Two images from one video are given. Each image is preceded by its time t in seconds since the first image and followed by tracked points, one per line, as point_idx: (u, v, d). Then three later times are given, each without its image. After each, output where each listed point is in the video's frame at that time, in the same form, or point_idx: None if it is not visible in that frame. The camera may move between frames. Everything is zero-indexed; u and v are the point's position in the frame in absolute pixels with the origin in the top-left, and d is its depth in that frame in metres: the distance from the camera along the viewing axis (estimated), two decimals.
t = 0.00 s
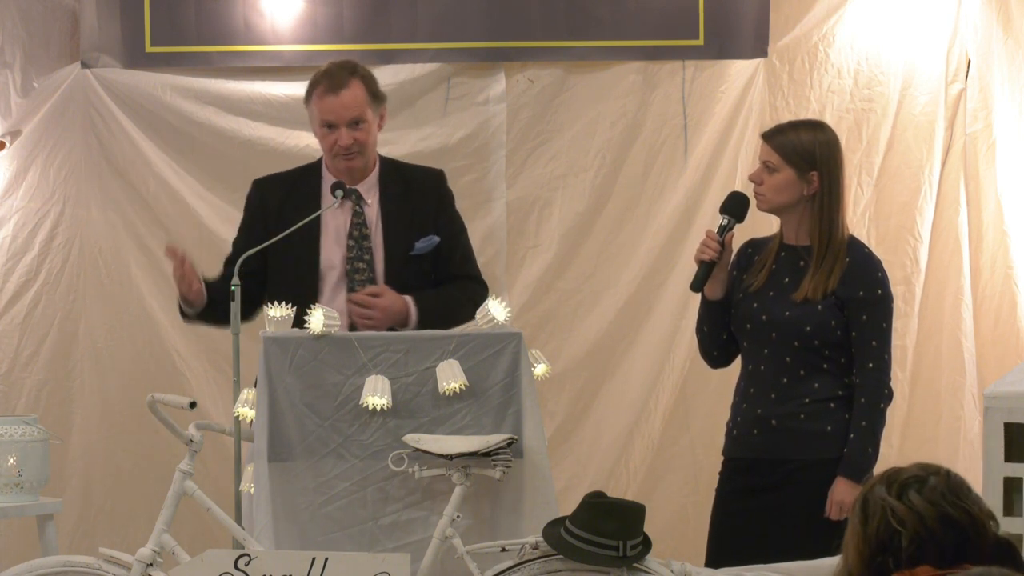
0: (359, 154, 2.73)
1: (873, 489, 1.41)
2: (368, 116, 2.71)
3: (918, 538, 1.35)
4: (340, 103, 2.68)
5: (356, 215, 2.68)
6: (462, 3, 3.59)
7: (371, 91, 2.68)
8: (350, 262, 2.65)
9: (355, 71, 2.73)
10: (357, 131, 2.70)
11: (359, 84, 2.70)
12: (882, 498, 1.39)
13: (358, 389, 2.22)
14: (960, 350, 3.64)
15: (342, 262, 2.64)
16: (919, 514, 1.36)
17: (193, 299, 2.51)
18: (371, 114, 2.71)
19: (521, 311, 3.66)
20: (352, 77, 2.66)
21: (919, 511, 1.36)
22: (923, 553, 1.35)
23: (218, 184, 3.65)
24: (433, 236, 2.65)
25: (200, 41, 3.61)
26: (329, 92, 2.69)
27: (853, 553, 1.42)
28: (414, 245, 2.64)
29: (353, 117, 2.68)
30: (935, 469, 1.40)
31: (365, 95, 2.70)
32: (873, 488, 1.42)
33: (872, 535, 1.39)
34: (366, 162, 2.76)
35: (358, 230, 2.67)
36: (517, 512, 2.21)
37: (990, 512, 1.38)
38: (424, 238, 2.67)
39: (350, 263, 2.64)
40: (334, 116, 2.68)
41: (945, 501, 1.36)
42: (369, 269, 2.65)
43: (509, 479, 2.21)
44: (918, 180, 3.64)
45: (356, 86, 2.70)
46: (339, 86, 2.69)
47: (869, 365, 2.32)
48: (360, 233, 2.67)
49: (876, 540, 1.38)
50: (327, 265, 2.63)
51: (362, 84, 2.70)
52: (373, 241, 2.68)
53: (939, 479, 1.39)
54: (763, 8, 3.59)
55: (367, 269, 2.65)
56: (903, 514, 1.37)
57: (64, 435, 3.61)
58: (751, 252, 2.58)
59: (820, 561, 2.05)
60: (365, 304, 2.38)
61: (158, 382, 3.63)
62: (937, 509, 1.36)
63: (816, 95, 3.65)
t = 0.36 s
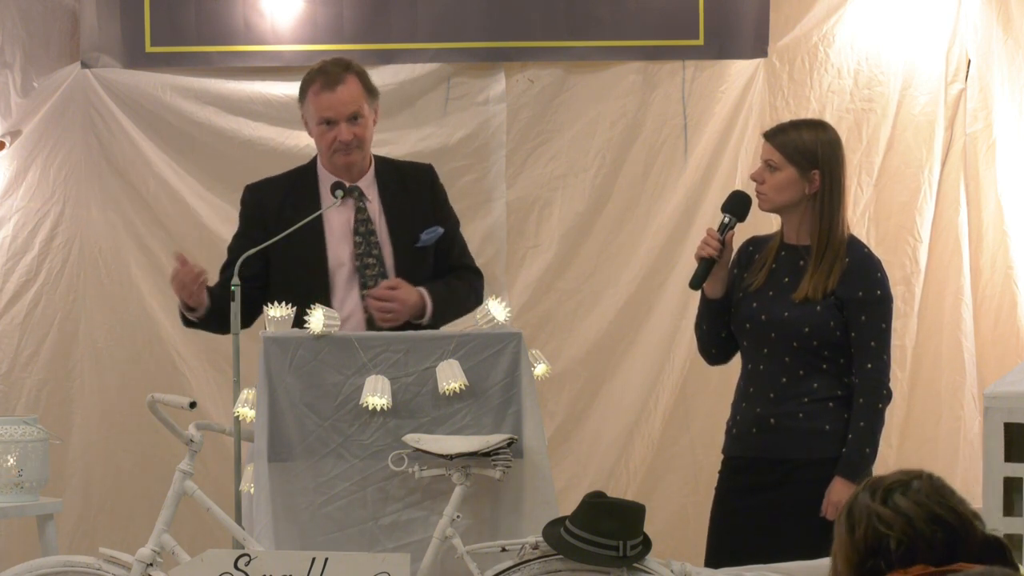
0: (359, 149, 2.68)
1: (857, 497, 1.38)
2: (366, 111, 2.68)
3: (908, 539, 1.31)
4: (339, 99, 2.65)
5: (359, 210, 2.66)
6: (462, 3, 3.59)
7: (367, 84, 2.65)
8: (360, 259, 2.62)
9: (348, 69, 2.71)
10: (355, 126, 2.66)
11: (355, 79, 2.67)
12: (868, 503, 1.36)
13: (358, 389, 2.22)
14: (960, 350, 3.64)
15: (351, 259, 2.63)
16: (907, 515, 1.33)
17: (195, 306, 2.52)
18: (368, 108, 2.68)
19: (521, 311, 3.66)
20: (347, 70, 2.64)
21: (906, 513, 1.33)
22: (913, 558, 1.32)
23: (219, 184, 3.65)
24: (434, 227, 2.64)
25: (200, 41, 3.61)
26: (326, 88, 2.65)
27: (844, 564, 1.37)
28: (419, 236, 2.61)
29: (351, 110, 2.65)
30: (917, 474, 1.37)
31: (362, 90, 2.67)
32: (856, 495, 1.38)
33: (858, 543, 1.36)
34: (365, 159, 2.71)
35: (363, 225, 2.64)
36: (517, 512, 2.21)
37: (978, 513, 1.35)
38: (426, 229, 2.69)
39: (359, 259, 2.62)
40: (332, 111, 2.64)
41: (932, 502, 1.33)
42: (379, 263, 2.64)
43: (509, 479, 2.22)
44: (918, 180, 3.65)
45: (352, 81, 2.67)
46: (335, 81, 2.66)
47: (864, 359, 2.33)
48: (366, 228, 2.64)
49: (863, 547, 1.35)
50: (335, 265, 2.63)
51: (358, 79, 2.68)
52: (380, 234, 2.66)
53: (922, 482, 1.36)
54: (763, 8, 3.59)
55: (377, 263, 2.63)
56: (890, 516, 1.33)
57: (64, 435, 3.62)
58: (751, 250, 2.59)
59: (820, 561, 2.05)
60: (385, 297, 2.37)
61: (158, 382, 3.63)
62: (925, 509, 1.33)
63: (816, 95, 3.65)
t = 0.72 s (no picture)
0: (366, 141, 2.77)
1: (848, 517, 1.38)
2: (373, 104, 2.74)
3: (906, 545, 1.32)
4: (346, 93, 2.71)
5: (365, 208, 2.77)
6: (462, 4, 3.60)
7: (375, 80, 2.72)
8: (367, 255, 2.72)
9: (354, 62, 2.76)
10: (363, 119, 2.74)
11: (361, 73, 2.73)
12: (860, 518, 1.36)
13: (358, 389, 2.22)
14: (960, 350, 3.65)
15: (356, 257, 2.72)
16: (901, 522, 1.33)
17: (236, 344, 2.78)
18: (375, 102, 2.75)
19: (521, 311, 3.66)
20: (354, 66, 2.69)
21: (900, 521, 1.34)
22: (910, 565, 1.31)
23: (218, 184, 3.65)
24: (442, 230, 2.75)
25: (199, 41, 3.61)
26: (333, 82, 2.71)
27: None
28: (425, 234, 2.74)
29: (359, 105, 2.72)
30: (905, 487, 1.39)
31: (369, 84, 2.73)
32: (846, 514, 1.39)
33: (856, 558, 1.35)
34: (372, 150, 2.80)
35: (370, 223, 2.75)
36: (517, 513, 2.22)
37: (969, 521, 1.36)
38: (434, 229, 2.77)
39: (366, 257, 2.72)
40: (340, 106, 2.71)
41: (924, 508, 1.35)
42: (385, 261, 2.72)
43: (509, 479, 2.22)
44: (918, 181, 3.65)
45: (358, 75, 2.73)
46: (341, 76, 2.72)
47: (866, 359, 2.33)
48: (373, 227, 2.75)
49: (861, 560, 1.34)
50: (342, 260, 2.70)
51: (364, 73, 2.73)
52: (385, 233, 2.76)
53: (911, 493, 1.37)
54: (763, 8, 3.60)
55: (383, 261, 2.72)
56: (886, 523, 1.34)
57: (64, 435, 3.62)
58: (747, 243, 2.57)
59: (821, 560, 2.05)
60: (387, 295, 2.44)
61: (158, 382, 3.63)
62: (919, 515, 1.34)
63: (816, 95, 3.65)
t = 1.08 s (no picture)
0: (366, 140, 2.91)
1: (850, 516, 1.39)
2: (376, 105, 2.88)
3: (906, 546, 1.33)
4: (351, 92, 2.87)
5: (363, 210, 2.92)
6: (463, 4, 3.60)
7: (378, 80, 2.86)
8: (356, 257, 2.86)
9: (365, 66, 2.92)
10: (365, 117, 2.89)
11: (368, 75, 2.89)
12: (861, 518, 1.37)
13: (358, 389, 2.22)
14: (960, 349, 3.66)
15: (347, 256, 2.87)
16: (903, 522, 1.34)
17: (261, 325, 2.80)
18: (378, 102, 2.89)
19: (521, 311, 3.66)
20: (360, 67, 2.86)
21: (902, 521, 1.34)
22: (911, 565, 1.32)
23: (218, 184, 3.64)
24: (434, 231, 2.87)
25: (199, 41, 3.61)
26: (339, 81, 2.88)
27: None
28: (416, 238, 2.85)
29: (360, 103, 2.87)
30: (909, 487, 1.39)
31: (373, 85, 2.88)
32: (849, 513, 1.40)
33: (857, 557, 1.36)
34: (374, 150, 2.93)
35: (363, 225, 2.89)
36: (517, 513, 2.22)
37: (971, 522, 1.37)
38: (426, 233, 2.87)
39: (356, 258, 2.86)
40: (342, 104, 2.88)
41: (927, 509, 1.35)
42: (372, 263, 2.86)
43: (509, 478, 2.22)
44: (918, 180, 3.65)
45: (365, 76, 2.89)
46: (348, 76, 2.88)
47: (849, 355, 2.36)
48: (365, 228, 2.89)
49: (862, 560, 1.35)
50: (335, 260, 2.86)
51: (370, 75, 2.88)
52: (377, 236, 2.89)
53: (914, 493, 1.38)
54: (763, 7, 3.60)
55: (370, 263, 2.85)
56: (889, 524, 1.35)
57: (64, 435, 3.62)
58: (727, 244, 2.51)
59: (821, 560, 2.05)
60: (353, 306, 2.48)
61: (158, 382, 3.63)
62: (922, 516, 1.34)
63: (816, 95, 3.65)
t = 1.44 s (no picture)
0: (361, 134, 2.93)
1: (846, 520, 1.39)
2: (374, 102, 2.90)
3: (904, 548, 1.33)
4: (351, 86, 2.90)
5: (352, 209, 2.93)
6: (463, 4, 3.60)
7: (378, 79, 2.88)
8: (342, 254, 2.88)
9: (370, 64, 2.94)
10: (361, 113, 2.91)
11: (370, 72, 2.90)
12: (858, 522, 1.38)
13: (358, 389, 2.22)
14: (960, 350, 3.66)
15: (334, 252, 2.88)
16: (900, 524, 1.35)
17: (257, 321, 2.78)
18: (377, 100, 2.91)
19: (521, 311, 3.66)
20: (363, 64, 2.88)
21: (899, 523, 1.35)
22: (909, 566, 1.33)
23: (218, 184, 3.64)
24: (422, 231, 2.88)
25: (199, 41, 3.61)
26: (341, 74, 2.91)
27: None
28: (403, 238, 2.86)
29: (358, 97, 2.90)
30: (904, 491, 1.40)
31: (374, 84, 2.90)
32: (846, 518, 1.40)
33: (854, 560, 1.36)
34: (368, 146, 2.95)
35: (351, 222, 2.90)
36: (517, 513, 2.22)
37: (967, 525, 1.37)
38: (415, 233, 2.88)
39: (341, 254, 2.88)
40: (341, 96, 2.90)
41: (924, 511, 1.36)
42: (357, 259, 2.87)
43: (509, 478, 2.22)
44: (918, 180, 3.65)
45: (367, 74, 2.91)
46: (351, 70, 2.91)
47: (817, 344, 2.38)
48: (354, 226, 2.90)
49: (860, 563, 1.35)
50: (321, 255, 2.87)
51: (372, 73, 2.90)
52: (365, 235, 2.90)
53: (909, 496, 1.39)
54: (763, 7, 3.59)
55: (355, 260, 2.86)
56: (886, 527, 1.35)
57: (64, 435, 3.62)
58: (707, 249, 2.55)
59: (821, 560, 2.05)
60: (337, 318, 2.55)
61: (158, 382, 3.63)
62: (918, 518, 1.35)
63: (816, 95, 3.65)
